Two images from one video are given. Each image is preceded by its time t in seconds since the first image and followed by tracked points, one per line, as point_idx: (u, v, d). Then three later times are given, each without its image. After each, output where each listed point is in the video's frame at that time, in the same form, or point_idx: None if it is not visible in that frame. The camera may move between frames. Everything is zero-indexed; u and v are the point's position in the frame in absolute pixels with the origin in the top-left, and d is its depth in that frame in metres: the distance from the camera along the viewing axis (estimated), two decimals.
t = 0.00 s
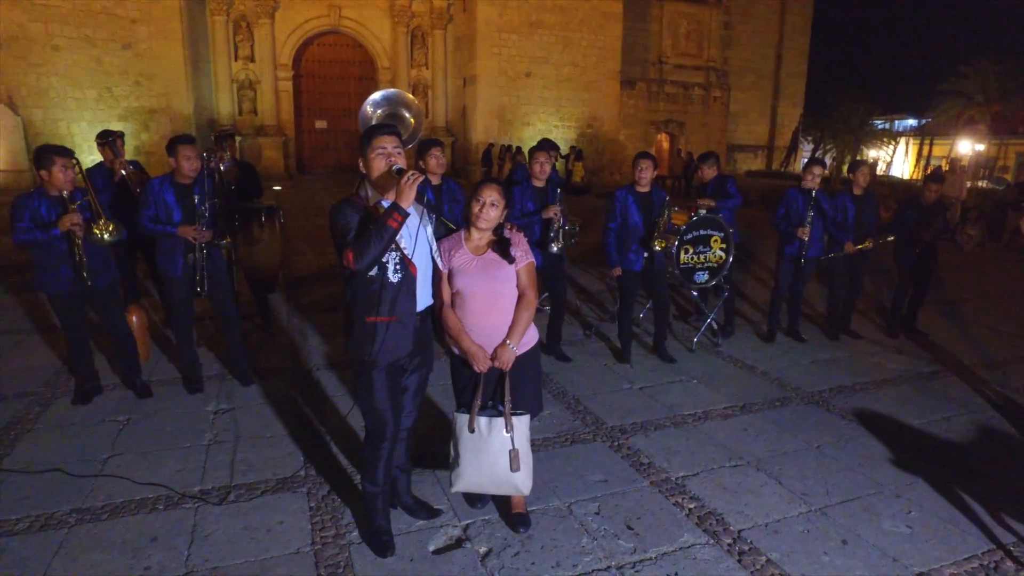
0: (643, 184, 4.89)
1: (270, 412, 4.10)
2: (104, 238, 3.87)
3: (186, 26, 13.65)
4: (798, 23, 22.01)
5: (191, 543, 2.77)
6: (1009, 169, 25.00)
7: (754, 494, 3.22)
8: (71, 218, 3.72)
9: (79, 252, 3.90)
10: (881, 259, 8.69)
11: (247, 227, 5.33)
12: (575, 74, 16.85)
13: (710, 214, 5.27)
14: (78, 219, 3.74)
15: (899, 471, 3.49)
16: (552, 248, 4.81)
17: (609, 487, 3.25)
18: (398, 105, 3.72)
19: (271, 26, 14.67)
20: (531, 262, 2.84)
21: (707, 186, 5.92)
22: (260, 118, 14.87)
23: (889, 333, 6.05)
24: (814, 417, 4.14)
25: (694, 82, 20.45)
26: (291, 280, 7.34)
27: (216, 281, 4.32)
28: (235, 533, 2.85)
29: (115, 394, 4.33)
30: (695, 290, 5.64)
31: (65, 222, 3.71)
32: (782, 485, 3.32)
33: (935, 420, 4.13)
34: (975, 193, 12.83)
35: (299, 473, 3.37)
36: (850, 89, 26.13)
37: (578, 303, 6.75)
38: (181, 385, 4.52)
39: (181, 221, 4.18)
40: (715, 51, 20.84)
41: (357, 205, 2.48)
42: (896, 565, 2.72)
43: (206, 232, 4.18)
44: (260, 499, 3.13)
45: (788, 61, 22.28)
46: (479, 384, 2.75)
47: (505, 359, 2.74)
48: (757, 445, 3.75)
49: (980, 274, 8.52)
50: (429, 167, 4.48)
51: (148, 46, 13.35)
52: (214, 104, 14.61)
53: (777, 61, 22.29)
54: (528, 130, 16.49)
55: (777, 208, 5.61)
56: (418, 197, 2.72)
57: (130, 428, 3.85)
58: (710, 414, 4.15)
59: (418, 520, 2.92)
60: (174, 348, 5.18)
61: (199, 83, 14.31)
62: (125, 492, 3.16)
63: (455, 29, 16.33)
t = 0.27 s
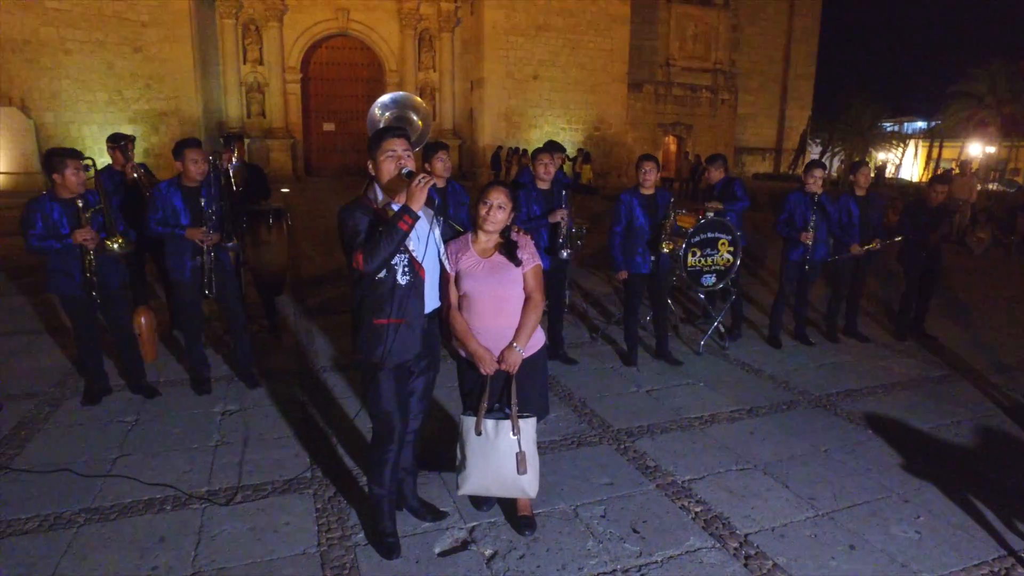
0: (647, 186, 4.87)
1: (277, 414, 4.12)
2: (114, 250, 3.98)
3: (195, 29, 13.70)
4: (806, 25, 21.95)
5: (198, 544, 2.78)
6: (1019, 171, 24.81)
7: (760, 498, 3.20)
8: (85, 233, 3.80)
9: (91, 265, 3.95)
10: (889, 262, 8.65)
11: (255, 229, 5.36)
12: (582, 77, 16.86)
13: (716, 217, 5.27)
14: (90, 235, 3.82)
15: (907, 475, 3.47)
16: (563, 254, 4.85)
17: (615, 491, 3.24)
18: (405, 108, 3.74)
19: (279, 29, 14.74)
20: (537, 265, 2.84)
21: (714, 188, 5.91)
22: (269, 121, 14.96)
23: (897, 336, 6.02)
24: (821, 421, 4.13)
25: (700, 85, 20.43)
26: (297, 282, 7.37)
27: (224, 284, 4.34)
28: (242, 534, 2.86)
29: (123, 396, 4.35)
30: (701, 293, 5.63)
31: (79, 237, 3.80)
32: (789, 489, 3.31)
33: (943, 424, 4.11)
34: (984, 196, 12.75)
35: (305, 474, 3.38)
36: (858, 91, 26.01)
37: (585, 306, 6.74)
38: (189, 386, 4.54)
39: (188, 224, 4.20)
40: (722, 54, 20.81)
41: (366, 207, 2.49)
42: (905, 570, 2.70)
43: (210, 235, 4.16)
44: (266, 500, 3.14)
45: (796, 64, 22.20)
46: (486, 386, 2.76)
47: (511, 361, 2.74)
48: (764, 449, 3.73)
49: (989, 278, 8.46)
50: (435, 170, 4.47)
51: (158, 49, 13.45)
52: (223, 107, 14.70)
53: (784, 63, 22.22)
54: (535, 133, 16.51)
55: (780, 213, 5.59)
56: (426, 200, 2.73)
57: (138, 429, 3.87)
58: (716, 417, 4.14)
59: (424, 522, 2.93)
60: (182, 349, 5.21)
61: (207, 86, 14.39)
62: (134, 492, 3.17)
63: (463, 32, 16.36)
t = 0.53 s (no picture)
0: (654, 190, 4.88)
1: (284, 416, 4.14)
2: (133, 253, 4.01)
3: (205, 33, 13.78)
4: (814, 29, 21.88)
5: (204, 545, 2.80)
6: None
7: (767, 503, 3.19)
8: (105, 236, 3.87)
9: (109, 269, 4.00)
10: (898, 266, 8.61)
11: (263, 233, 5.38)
12: (589, 81, 16.87)
13: (722, 220, 5.24)
14: (110, 237, 3.88)
15: (915, 480, 3.45)
16: (569, 260, 4.86)
17: (620, 494, 3.24)
18: (412, 112, 3.75)
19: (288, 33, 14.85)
20: (544, 269, 2.85)
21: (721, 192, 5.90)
22: (277, 125, 15.00)
23: (905, 341, 5.99)
24: (828, 425, 4.11)
25: (708, 88, 20.42)
26: (305, 285, 7.40)
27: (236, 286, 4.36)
28: (248, 536, 2.88)
29: (131, 397, 4.38)
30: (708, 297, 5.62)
31: (99, 239, 3.86)
32: (795, 493, 3.29)
33: (952, 430, 4.08)
34: (994, 200, 12.65)
35: (311, 477, 3.40)
36: (866, 94, 25.91)
37: (591, 310, 6.74)
38: (197, 388, 4.57)
39: (200, 225, 4.25)
40: (729, 57, 20.80)
41: (373, 210, 2.50)
42: None
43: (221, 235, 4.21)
44: (272, 502, 3.16)
45: (804, 67, 22.13)
46: (492, 389, 2.76)
47: (517, 365, 2.74)
48: (770, 453, 3.72)
49: (999, 282, 8.40)
50: (445, 173, 4.53)
51: (168, 54, 13.54)
52: (231, 110, 14.79)
53: (792, 67, 22.16)
54: (542, 136, 16.53)
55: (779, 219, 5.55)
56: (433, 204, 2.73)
57: (146, 430, 3.89)
58: (722, 422, 4.13)
59: (428, 525, 2.93)
60: (190, 351, 5.24)
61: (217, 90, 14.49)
62: (142, 493, 3.20)
63: (470, 36, 16.41)
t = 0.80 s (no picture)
0: (661, 194, 4.90)
1: (290, 419, 4.15)
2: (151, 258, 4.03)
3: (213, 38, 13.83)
4: (821, 32, 21.83)
5: (210, 547, 2.81)
6: None
7: (772, 508, 3.18)
8: (124, 240, 3.91)
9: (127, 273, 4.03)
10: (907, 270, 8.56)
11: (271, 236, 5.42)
12: (596, 84, 16.87)
13: (728, 224, 5.22)
14: (130, 241, 3.92)
15: (923, 487, 3.43)
16: (580, 257, 4.78)
17: (625, 499, 3.23)
18: (417, 116, 3.78)
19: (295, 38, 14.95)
20: (549, 273, 2.86)
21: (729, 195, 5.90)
22: (285, 128, 15.14)
23: (913, 345, 5.96)
24: (835, 431, 4.09)
25: (714, 92, 20.41)
26: (311, 287, 7.43)
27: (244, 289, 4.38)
28: (253, 538, 2.88)
29: (139, 399, 4.40)
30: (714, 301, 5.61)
31: (118, 243, 3.90)
32: (801, 498, 3.28)
33: (960, 436, 4.05)
34: (1003, 204, 12.57)
35: (316, 479, 3.41)
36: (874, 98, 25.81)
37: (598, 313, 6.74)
38: (203, 390, 4.58)
39: (213, 229, 4.28)
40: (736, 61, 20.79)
41: (380, 211, 2.51)
42: None
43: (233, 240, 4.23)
44: (278, 504, 3.17)
45: (811, 70, 22.07)
46: (496, 393, 2.77)
47: (522, 368, 2.75)
48: (776, 458, 3.71)
49: (1009, 286, 8.34)
50: (456, 178, 4.54)
51: (176, 58, 13.61)
52: (239, 114, 14.87)
53: (799, 70, 22.09)
54: (548, 140, 16.54)
55: (781, 221, 5.51)
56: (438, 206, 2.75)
57: (153, 432, 3.91)
58: (728, 426, 4.12)
59: (433, 528, 2.93)
60: (197, 353, 5.26)
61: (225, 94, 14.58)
62: (148, 496, 3.21)
63: (477, 40, 16.44)
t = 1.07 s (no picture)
0: (672, 198, 4.86)
1: (296, 421, 4.16)
2: (164, 264, 4.07)
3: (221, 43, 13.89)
4: (828, 36, 21.80)
5: (215, 550, 2.81)
6: None
7: (778, 513, 3.17)
8: (141, 244, 3.96)
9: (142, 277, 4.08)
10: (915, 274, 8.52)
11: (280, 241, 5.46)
12: (602, 88, 16.89)
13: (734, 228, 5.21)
14: (148, 246, 3.98)
15: (931, 492, 3.41)
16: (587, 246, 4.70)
17: (630, 503, 3.23)
18: (423, 120, 3.80)
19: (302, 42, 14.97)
20: (553, 277, 2.86)
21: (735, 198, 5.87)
22: (291, 132, 15.16)
23: (920, 350, 5.93)
24: (841, 435, 4.07)
25: (720, 96, 20.40)
26: (318, 291, 7.45)
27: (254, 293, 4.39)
28: (259, 540, 2.89)
29: (146, 401, 4.42)
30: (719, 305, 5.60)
31: (134, 247, 3.95)
32: (807, 503, 3.27)
33: (969, 442, 4.02)
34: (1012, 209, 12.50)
35: (322, 482, 3.41)
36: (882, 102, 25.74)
37: (603, 317, 6.73)
38: (210, 393, 4.60)
39: (231, 231, 4.42)
40: (742, 65, 20.79)
41: (387, 218, 2.51)
42: None
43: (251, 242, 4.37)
44: (283, 507, 3.17)
45: (818, 74, 22.03)
46: (501, 396, 2.77)
47: (526, 372, 2.75)
48: (783, 463, 3.69)
49: (1017, 291, 8.29)
50: (469, 181, 4.62)
51: (185, 63, 13.70)
52: (247, 118, 14.95)
53: (806, 74, 22.04)
54: (554, 144, 16.56)
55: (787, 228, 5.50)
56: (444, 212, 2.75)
57: (159, 434, 3.93)
58: (734, 431, 4.10)
59: (438, 531, 2.93)
60: (204, 355, 5.29)
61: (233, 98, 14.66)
62: (154, 497, 3.22)
63: (483, 45, 16.49)
